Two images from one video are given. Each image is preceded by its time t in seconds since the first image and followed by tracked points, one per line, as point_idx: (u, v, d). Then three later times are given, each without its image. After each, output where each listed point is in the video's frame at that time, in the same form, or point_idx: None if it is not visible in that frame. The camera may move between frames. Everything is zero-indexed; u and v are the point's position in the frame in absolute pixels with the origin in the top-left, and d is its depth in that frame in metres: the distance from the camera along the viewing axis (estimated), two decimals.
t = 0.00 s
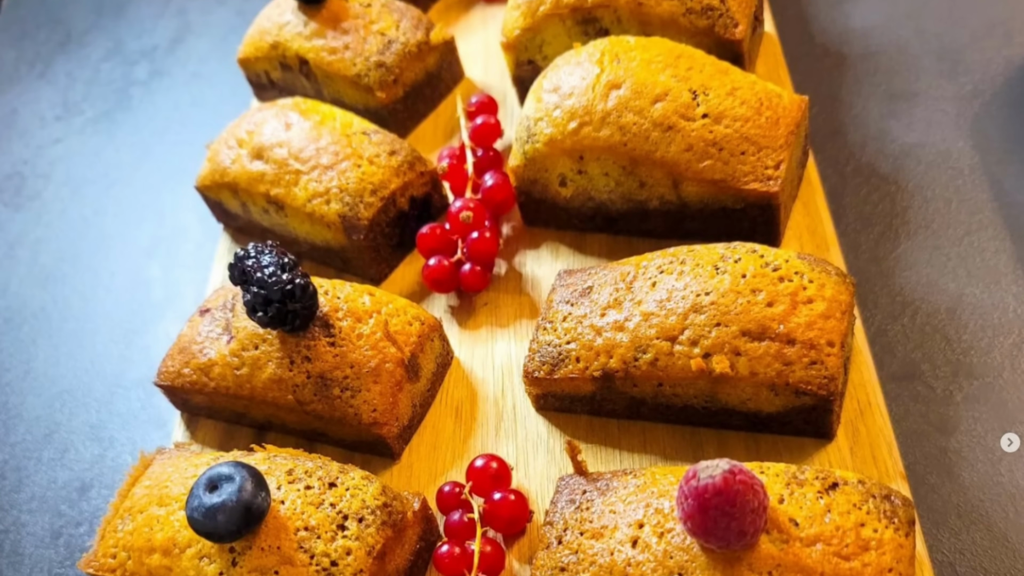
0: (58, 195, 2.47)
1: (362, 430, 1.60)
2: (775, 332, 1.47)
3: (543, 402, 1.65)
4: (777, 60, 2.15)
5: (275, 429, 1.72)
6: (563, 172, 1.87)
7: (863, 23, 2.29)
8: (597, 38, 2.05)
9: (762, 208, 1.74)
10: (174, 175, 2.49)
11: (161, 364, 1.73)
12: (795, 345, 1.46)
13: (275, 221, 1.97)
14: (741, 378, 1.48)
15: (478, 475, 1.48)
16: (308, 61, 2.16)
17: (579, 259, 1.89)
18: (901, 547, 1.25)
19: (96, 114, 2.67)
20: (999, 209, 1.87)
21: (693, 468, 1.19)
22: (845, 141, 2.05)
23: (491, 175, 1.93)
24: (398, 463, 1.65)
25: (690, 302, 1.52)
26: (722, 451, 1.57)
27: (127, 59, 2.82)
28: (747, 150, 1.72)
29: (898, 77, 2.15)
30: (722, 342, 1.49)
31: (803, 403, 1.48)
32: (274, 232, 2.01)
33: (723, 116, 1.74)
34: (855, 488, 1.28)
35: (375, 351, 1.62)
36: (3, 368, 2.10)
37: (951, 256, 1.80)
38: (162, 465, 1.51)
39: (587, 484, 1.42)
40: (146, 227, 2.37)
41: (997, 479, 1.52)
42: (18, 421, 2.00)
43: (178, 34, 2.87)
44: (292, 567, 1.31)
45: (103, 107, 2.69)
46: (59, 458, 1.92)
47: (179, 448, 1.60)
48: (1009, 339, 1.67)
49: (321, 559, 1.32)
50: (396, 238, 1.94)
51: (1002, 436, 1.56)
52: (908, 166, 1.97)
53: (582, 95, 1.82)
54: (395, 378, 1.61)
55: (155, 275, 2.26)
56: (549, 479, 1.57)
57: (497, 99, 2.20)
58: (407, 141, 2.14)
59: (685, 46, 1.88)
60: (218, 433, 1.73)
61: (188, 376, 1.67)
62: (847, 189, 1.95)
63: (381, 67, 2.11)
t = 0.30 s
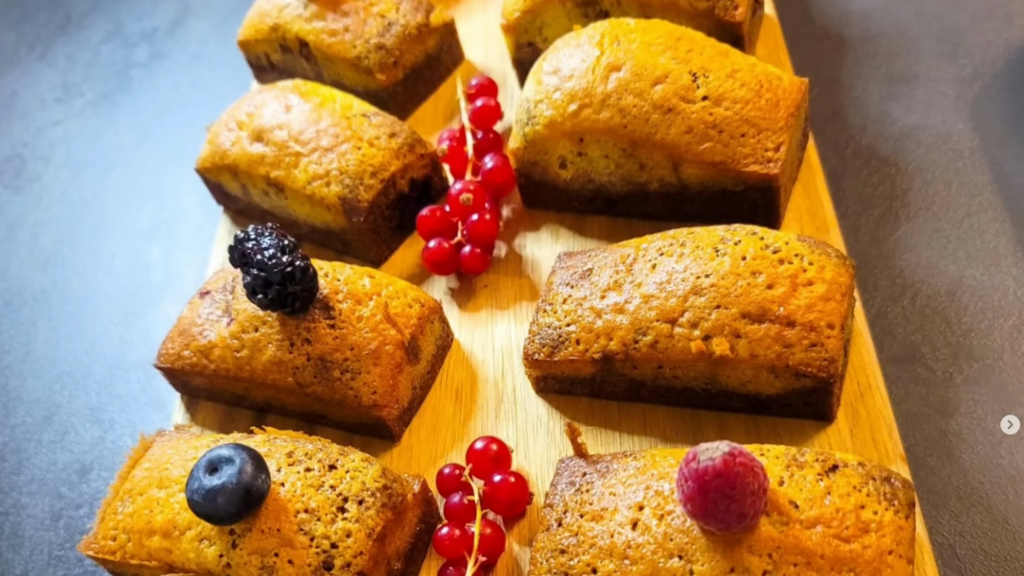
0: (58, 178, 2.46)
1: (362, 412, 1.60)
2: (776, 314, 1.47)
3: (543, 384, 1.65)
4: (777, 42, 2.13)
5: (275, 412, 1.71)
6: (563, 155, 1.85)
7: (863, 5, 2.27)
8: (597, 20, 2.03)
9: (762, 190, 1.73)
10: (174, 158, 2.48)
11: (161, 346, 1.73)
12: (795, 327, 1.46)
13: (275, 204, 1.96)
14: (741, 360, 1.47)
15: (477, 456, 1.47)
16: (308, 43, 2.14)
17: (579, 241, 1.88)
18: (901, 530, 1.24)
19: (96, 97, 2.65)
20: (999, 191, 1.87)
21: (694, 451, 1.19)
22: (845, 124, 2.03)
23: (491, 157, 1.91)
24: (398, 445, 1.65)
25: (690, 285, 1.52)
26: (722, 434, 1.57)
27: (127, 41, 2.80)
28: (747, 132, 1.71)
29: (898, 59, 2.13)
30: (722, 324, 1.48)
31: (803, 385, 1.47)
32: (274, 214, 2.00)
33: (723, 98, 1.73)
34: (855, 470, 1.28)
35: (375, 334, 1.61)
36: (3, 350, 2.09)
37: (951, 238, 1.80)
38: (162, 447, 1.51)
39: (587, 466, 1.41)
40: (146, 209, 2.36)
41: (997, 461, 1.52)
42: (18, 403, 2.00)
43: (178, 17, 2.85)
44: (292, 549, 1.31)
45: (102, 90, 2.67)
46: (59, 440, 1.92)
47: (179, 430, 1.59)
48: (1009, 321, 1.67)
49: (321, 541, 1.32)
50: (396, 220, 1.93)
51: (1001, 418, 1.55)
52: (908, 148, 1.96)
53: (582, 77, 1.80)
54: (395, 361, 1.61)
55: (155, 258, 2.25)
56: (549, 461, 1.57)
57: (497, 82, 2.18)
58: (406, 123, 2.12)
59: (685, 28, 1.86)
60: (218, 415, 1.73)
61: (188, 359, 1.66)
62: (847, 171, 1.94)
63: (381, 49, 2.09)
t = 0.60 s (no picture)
0: (59, 160, 2.44)
1: (362, 394, 1.60)
2: (776, 297, 1.46)
3: (542, 366, 1.64)
4: (777, 25, 2.10)
5: (275, 394, 1.71)
6: (563, 137, 1.84)
7: None
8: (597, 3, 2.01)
9: (762, 172, 1.72)
10: (174, 140, 2.47)
11: (160, 329, 1.72)
12: (795, 310, 1.45)
13: (275, 186, 1.94)
14: (741, 342, 1.47)
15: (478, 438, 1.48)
16: (308, 25, 2.12)
17: (579, 224, 1.85)
18: (901, 512, 1.24)
19: (96, 79, 2.63)
20: (999, 173, 1.86)
21: (694, 433, 1.19)
22: (845, 106, 2.01)
23: (491, 140, 1.89)
24: (398, 427, 1.65)
25: (690, 267, 1.51)
26: (722, 416, 1.56)
27: (127, 23, 2.77)
28: (747, 114, 1.70)
29: (898, 41, 2.11)
30: (722, 307, 1.47)
31: (802, 367, 1.47)
32: (274, 197, 1.98)
33: (723, 80, 1.72)
34: (856, 452, 1.28)
35: (375, 316, 1.60)
36: (3, 332, 2.08)
37: (951, 220, 1.79)
38: (162, 430, 1.50)
39: (587, 448, 1.41)
40: (146, 191, 2.35)
41: (997, 443, 1.52)
42: (18, 385, 1.98)
43: None
44: (292, 532, 1.31)
45: (102, 72, 2.65)
46: (59, 422, 1.92)
47: (179, 412, 1.59)
48: (1009, 303, 1.66)
49: (321, 523, 1.32)
50: (396, 202, 1.91)
51: (1002, 400, 1.55)
52: (908, 130, 1.94)
53: (582, 60, 1.79)
54: (395, 343, 1.60)
55: (154, 240, 2.25)
56: (549, 444, 1.57)
57: (497, 64, 2.16)
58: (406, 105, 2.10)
59: (685, 11, 1.85)
60: (218, 397, 1.72)
61: (188, 341, 1.66)
62: (847, 153, 1.93)
63: (381, 31, 2.06)
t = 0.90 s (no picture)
0: (59, 142, 2.42)
1: (361, 376, 1.59)
2: (775, 279, 1.46)
3: (543, 348, 1.64)
4: (778, 7, 2.07)
5: (275, 376, 1.70)
6: (563, 119, 1.82)
7: None
8: None
9: (762, 155, 1.71)
10: (174, 122, 2.45)
11: (160, 311, 1.71)
12: (795, 292, 1.45)
13: (275, 168, 1.93)
14: (741, 324, 1.47)
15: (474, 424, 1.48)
16: (308, 7, 2.10)
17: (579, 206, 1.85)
18: (900, 494, 1.24)
19: (97, 61, 2.61)
20: (999, 155, 1.85)
21: (694, 416, 1.19)
22: (845, 88, 2.00)
23: (491, 121, 1.86)
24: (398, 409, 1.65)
25: (690, 249, 1.50)
26: (722, 398, 1.56)
27: (127, 5, 2.74)
28: (747, 97, 1.69)
29: (898, 23, 2.09)
30: (722, 289, 1.47)
31: (802, 349, 1.47)
32: (274, 179, 1.97)
33: (723, 63, 1.70)
34: (856, 435, 1.28)
35: (375, 299, 1.60)
36: (3, 314, 2.07)
37: (951, 203, 1.78)
38: (162, 412, 1.50)
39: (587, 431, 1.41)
40: (146, 173, 2.34)
41: (997, 425, 1.52)
42: (18, 367, 1.98)
43: None
44: (292, 514, 1.31)
45: (103, 54, 2.62)
46: (59, 404, 1.91)
47: (179, 394, 1.59)
48: (1009, 285, 1.65)
49: (321, 505, 1.32)
50: (396, 184, 1.90)
51: (1002, 382, 1.55)
52: (908, 112, 1.93)
53: (582, 42, 1.77)
54: (395, 325, 1.60)
55: (154, 222, 2.24)
56: (549, 426, 1.57)
57: (497, 46, 2.14)
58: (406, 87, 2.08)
59: None
60: (218, 379, 1.71)
61: (188, 323, 1.65)
62: (847, 135, 1.92)
63: (381, 13, 2.04)
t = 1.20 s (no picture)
0: (59, 125, 2.40)
1: (361, 358, 1.59)
2: (776, 261, 1.45)
3: (542, 330, 1.64)
4: None
5: (275, 358, 1.70)
6: (563, 102, 1.81)
7: None
8: None
9: (762, 137, 1.70)
10: (174, 104, 2.44)
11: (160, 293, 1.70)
12: (795, 274, 1.45)
13: (275, 150, 1.92)
14: (741, 306, 1.46)
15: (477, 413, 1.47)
16: None
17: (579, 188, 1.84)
18: (900, 476, 1.24)
19: (97, 44, 2.58)
20: (999, 137, 1.84)
21: (694, 398, 1.18)
22: (845, 70, 1.99)
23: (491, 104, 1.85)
24: (398, 391, 1.64)
25: (690, 232, 1.50)
26: (722, 380, 1.56)
27: None
28: (747, 79, 1.67)
29: (898, 5, 2.08)
30: (722, 271, 1.47)
31: (803, 331, 1.46)
32: (274, 161, 1.96)
33: (723, 45, 1.69)
34: (856, 417, 1.28)
35: (375, 281, 1.59)
36: (3, 297, 2.06)
37: (951, 185, 1.77)
38: (162, 394, 1.50)
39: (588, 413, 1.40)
40: (145, 155, 2.33)
41: (997, 407, 1.51)
42: (18, 349, 1.97)
43: None
44: (292, 496, 1.31)
45: (103, 36, 2.60)
46: (59, 386, 1.91)
47: (178, 376, 1.58)
48: (1008, 267, 1.65)
49: (321, 488, 1.32)
50: (396, 166, 1.89)
51: (1002, 364, 1.54)
52: (908, 95, 1.92)
53: (582, 24, 1.76)
54: (395, 307, 1.59)
55: (154, 204, 2.23)
56: (549, 409, 1.56)
57: (497, 28, 2.12)
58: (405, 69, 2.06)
59: None
60: (218, 361, 1.71)
61: (188, 306, 1.64)
62: (847, 118, 1.91)
63: None
